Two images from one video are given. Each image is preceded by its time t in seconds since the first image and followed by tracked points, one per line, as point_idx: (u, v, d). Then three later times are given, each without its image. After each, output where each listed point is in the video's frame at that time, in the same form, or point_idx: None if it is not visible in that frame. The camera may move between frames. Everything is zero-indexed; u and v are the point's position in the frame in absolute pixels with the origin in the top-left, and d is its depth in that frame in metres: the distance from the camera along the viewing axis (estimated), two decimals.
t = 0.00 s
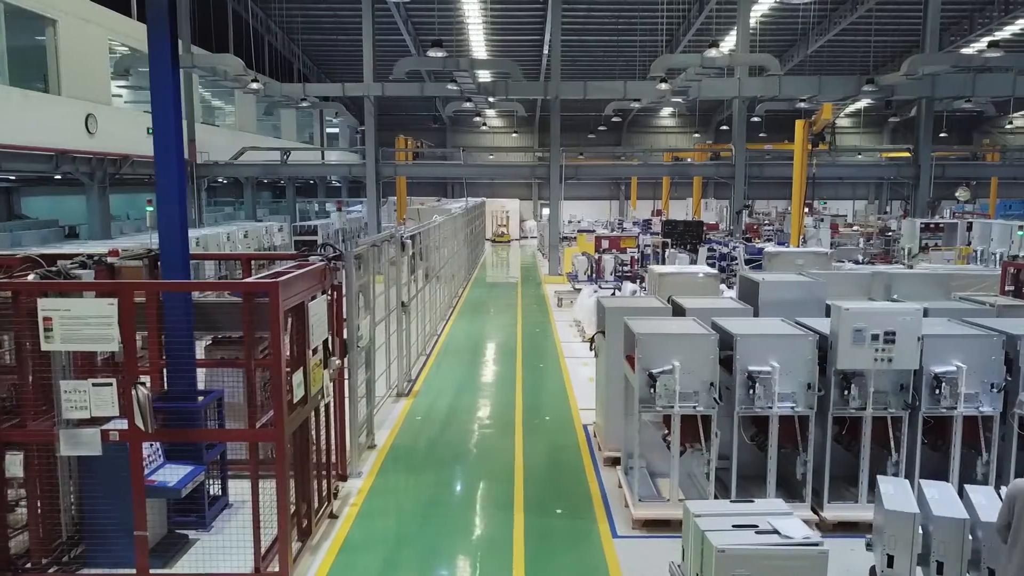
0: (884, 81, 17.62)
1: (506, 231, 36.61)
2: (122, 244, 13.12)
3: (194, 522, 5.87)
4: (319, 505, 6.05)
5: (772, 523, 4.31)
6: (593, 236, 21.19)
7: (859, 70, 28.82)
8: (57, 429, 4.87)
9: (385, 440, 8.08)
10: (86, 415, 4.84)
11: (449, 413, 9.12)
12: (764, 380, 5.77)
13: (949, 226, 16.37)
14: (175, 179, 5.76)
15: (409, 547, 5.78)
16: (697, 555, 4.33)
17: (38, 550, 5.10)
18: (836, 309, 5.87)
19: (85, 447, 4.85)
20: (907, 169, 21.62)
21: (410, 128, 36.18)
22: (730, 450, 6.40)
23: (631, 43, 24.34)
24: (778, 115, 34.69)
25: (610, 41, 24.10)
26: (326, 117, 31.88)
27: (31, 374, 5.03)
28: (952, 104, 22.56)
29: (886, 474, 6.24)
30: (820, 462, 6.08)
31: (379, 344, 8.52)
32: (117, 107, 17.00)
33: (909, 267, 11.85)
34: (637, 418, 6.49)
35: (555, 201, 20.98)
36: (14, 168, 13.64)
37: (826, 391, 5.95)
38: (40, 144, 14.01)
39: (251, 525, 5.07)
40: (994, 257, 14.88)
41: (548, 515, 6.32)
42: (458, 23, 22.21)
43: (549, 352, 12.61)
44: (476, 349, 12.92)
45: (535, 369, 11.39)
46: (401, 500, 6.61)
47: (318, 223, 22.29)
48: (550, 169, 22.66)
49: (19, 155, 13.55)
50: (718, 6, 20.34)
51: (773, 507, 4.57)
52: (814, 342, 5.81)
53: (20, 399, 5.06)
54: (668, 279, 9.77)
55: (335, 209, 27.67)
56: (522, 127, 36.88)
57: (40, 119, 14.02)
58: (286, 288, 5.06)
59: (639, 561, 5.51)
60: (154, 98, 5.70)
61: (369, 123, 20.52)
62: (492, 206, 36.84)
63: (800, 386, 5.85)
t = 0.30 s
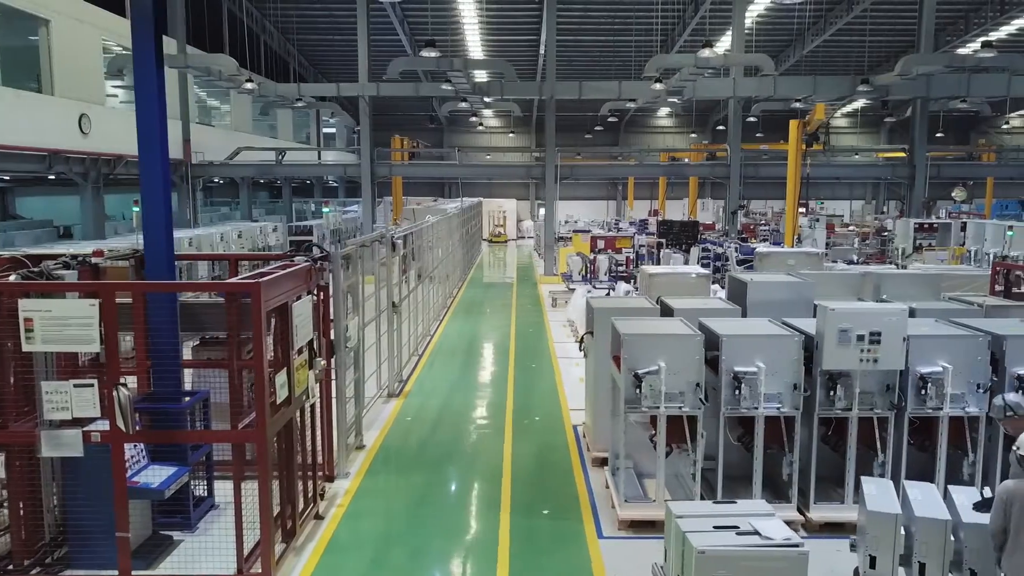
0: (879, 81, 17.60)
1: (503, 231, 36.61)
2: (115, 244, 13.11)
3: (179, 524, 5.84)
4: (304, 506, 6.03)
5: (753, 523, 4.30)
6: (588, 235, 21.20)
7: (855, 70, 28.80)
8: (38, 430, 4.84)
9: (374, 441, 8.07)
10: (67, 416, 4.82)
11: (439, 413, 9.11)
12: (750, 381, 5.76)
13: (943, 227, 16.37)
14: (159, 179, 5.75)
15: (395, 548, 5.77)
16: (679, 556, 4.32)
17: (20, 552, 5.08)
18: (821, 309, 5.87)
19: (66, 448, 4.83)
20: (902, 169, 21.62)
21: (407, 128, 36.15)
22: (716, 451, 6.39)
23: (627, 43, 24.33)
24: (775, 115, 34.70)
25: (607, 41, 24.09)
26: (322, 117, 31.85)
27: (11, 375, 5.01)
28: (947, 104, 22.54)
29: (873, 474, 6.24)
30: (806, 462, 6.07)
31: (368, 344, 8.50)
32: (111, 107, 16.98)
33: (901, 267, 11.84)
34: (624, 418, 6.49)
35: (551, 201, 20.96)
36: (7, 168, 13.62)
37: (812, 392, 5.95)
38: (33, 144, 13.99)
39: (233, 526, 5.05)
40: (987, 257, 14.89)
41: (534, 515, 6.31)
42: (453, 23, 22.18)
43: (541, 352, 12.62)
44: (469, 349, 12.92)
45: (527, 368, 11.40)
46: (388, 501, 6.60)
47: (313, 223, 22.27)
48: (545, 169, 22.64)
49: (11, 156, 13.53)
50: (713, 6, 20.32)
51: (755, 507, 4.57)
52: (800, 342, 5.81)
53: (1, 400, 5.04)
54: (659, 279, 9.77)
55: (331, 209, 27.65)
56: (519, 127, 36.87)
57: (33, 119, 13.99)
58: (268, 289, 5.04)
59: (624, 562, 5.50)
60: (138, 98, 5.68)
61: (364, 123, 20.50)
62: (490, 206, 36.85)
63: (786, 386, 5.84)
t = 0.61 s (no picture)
0: (872, 81, 17.61)
1: (500, 231, 36.62)
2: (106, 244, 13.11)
3: (163, 525, 5.82)
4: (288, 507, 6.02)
5: (732, 525, 4.28)
6: (583, 235, 21.19)
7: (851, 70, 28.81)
8: (17, 431, 4.83)
9: (361, 442, 8.05)
10: (47, 417, 4.81)
11: (428, 414, 9.11)
12: (734, 381, 5.75)
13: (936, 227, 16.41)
14: (142, 180, 5.72)
15: (378, 549, 5.75)
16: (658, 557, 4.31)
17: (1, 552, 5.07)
18: (805, 309, 5.87)
19: (46, 449, 4.82)
20: (897, 169, 21.63)
21: (404, 128, 36.13)
22: (701, 451, 6.38)
23: (623, 43, 24.33)
24: (772, 115, 34.72)
25: (603, 41, 24.09)
26: (318, 117, 31.85)
27: None
28: (942, 104, 22.56)
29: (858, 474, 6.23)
30: (791, 463, 6.06)
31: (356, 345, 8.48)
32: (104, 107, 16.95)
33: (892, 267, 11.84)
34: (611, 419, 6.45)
35: (545, 201, 20.94)
36: None
37: (797, 392, 5.94)
38: (26, 144, 13.97)
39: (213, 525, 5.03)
40: (980, 257, 14.91)
41: (520, 516, 6.30)
42: (449, 23, 22.18)
43: (534, 352, 12.65)
44: (461, 349, 12.94)
45: (518, 368, 11.42)
46: (373, 502, 6.59)
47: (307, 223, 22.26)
48: (540, 169, 22.63)
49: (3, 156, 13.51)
50: (708, 6, 20.30)
51: (735, 507, 4.56)
52: (785, 343, 5.80)
53: None
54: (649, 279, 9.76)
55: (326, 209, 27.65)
56: (516, 127, 36.87)
57: (26, 119, 13.95)
58: (249, 289, 5.02)
59: (608, 562, 5.50)
60: (121, 98, 5.66)
61: (359, 123, 20.48)
62: (486, 206, 36.83)
63: (771, 386, 5.83)
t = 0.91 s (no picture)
0: (866, 81, 17.60)
1: (496, 231, 36.61)
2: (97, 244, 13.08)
3: (145, 526, 5.80)
4: (271, 508, 6.00)
5: (711, 526, 4.27)
6: (577, 235, 21.18)
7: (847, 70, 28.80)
8: None
9: (348, 443, 8.03)
10: (25, 418, 4.80)
11: (417, 414, 9.09)
12: (717, 382, 5.74)
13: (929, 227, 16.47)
14: (124, 180, 5.71)
15: (361, 550, 5.74)
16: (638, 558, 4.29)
17: None
18: (790, 310, 5.86)
19: (24, 451, 4.81)
20: (892, 168, 21.63)
21: (400, 128, 36.09)
22: (685, 452, 6.37)
23: (618, 43, 24.30)
24: (768, 115, 34.71)
25: (598, 41, 24.06)
26: (314, 117, 31.81)
27: None
28: (937, 104, 22.56)
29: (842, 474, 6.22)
30: (775, 464, 6.06)
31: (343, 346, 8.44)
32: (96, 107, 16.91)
33: (883, 267, 11.83)
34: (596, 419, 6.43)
35: (540, 201, 20.89)
36: None
37: (781, 393, 5.93)
38: (18, 144, 13.94)
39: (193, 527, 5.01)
40: (973, 257, 14.91)
41: (504, 517, 6.29)
42: (443, 23, 22.15)
43: (526, 352, 12.64)
44: (453, 349, 12.93)
45: (510, 368, 11.42)
46: (357, 503, 6.57)
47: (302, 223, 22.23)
48: (534, 169, 22.59)
49: None
50: (702, 6, 20.27)
51: (715, 508, 4.55)
52: (768, 343, 5.79)
53: None
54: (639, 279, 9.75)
55: (321, 209, 27.63)
56: (512, 126, 36.84)
57: (17, 119, 13.91)
58: (229, 290, 5.00)
59: (591, 563, 5.49)
60: (102, 98, 5.64)
61: (353, 123, 20.45)
62: (482, 205, 36.78)
63: (754, 387, 5.83)
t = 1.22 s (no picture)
0: (861, 81, 17.59)
1: (493, 231, 36.62)
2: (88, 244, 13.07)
3: (130, 527, 5.77)
4: (257, 509, 6.00)
5: (691, 527, 4.27)
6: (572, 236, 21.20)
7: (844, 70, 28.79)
8: None
9: (337, 443, 8.03)
10: (5, 420, 4.79)
11: (406, 415, 9.09)
12: (702, 383, 5.74)
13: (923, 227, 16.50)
14: (107, 180, 5.69)
15: (346, 550, 5.75)
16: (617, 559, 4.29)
17: None
18: (776, 310, 5.85)
19: (5, 452, 4.79)
20: (887, 168, 21.64)
21: (397, 128, 36.07)
22: (670, 452, 6.38)
23: (614, 43, 24.27)
24: (764, 115, 34.73)
25: (593, 41, 24.03)
26: (310, 117, 31.81)
27: None
28: (932, 104, 22.58)
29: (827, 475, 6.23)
30: (761, 465, 6.05)
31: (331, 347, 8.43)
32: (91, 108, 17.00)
33: (875, 266, 11.83)
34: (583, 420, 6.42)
35: (535, 201, 20.86)
36: None
37: (767, 393, 5.92)
38: (10, 144, 13.92)
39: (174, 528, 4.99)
40: (966, 257, 14.93)
41: (491, 518, 6.28)
42: (439, 23, 22.13)
43: (518, 352, 12.65)
44: (445, 349, 12.95)
45: (501, 368, 11.44)
46: (343, 503, 6.56)
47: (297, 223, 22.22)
48: (529, 169, 22.57)
49: None
50: (698, 6, 20.25)
51: (697, 510, 4.54)
52: (754, 344, 5.78)
53: None
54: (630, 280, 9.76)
55: (317, 209, 27.62)
56: (509, 127, 36.82)
57: (10, 119, 13.90)
58: (211, 291, 4.97)
59: (574, 564, 5.48)
60: (86, 99, 5.64)
61: (348, 122, 20.43)
62: (479, 206, 36.78)
63: (740, 388, 5.82)
